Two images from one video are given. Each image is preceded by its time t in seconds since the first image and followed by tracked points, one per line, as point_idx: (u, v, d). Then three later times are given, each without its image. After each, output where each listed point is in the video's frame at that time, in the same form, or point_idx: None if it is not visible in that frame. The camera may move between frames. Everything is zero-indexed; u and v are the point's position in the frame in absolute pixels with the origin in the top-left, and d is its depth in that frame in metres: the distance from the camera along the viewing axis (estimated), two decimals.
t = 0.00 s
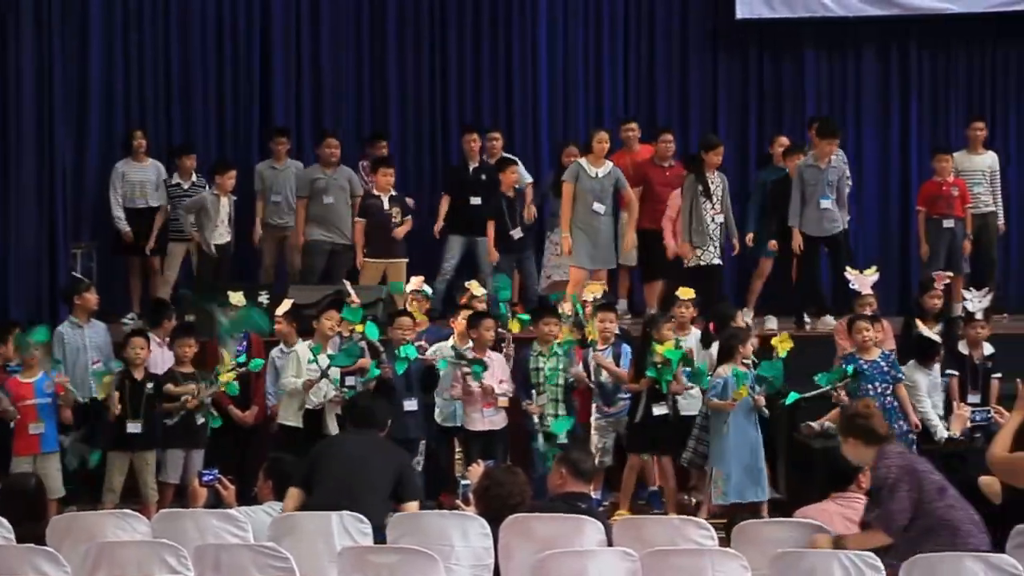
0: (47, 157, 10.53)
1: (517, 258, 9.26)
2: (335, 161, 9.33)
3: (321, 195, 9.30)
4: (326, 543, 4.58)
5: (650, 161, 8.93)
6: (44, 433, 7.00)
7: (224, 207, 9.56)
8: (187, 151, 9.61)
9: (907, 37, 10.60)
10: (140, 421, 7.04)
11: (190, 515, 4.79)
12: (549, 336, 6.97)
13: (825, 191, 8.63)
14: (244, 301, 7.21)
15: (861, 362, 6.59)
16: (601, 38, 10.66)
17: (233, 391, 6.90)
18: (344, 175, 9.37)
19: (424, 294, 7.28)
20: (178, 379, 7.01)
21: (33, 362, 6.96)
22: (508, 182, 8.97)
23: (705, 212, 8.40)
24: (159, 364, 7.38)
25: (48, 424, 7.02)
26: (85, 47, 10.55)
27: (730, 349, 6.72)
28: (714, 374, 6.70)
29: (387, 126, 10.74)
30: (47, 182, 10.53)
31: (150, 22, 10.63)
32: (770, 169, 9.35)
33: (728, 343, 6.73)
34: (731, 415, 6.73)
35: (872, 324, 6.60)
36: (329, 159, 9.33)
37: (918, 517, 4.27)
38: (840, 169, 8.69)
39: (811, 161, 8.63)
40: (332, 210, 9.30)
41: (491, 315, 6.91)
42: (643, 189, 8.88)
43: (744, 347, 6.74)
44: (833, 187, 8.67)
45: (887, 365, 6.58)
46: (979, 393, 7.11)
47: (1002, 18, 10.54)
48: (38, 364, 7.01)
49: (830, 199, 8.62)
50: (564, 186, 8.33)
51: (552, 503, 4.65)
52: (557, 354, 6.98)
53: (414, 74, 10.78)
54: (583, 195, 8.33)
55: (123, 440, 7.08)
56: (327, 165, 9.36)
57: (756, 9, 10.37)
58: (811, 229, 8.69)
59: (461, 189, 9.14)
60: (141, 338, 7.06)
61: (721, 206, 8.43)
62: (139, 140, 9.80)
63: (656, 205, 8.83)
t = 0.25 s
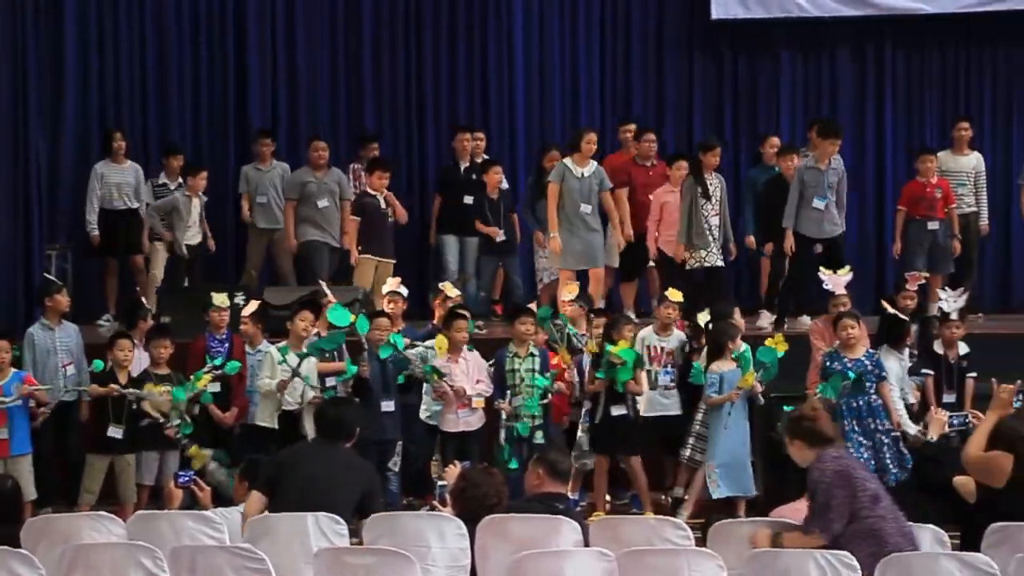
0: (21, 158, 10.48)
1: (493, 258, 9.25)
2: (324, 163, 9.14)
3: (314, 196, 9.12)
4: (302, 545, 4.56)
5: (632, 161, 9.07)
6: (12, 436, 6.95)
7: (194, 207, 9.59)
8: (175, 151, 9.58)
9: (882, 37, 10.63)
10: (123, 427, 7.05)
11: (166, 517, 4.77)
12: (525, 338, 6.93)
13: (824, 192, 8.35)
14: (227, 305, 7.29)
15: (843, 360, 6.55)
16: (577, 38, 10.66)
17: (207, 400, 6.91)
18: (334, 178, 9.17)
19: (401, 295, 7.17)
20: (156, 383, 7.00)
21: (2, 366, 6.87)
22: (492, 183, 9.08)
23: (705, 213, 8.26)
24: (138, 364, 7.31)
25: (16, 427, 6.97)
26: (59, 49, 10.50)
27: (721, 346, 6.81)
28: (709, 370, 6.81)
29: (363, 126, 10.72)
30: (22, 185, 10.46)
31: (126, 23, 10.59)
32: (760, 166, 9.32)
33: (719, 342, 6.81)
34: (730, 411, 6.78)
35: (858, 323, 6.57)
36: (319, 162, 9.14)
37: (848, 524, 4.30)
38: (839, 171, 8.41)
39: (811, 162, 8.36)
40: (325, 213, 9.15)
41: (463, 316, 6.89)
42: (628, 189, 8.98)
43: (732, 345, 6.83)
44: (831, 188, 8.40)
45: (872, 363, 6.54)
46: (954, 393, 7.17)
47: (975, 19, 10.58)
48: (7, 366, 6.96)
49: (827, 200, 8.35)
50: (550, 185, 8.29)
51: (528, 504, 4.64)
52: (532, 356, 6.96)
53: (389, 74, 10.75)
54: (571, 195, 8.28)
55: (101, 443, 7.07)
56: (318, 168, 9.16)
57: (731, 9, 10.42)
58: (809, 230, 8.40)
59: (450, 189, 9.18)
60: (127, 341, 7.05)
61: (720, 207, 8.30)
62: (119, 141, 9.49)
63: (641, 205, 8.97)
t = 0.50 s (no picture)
0: None
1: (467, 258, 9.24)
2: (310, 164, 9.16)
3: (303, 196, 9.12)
4: (273, 545, 4.53)
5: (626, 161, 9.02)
6: None
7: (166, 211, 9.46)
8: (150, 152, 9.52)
9: (854, 37, 10.66)
10: (102, 436, 6.96)
11: (137, 518, 4.76)
12: (498, 338, 6.95)
13: (825, 190, 8.58)
14: (201, 304, 7.20)
15: (814, 360, 6.50)
16: (550, 39, 10.66)
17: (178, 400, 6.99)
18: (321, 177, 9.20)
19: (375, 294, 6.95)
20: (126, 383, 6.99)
21: None
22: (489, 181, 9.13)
23: (701, 210, 8.67)
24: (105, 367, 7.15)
25: None
26: (30, 50, 10.47)
27: (698, 347, 6.87)
28: (688, 369, 6.82)
29: (336, 127, 10.70)
30: None
31: (97, 24, 10.56)
32: (745, 163, 9.28)
33: (695, 342, 6.88)
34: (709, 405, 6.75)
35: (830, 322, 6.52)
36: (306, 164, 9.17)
37: (750, 521, 4.28)
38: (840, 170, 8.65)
39: (811, 159, 8.61)
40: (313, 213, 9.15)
41: (435, 316, 6.90)
42: (617, 190, 8.91)
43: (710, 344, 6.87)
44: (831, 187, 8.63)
45: (841, 363, 6.49)
46: (926, 391, 7.19)
47: (946, 20, 10.61)
48: None
49: (829, 198, 8.58)
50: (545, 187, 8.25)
51: (502, 503, 4.64)
52: (504, 355, 6.97)
53: (362, 75, 10.73)
54: (565, 198, 8.26)
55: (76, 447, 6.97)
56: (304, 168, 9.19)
57: (704, 9, 10.42)
58: (809, 227, 8.62)
59: (428, 188, 9.16)
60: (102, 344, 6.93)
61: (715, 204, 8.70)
62: (102, 141, 9.68)
63: (628, 203, 8.91)
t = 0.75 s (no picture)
0: None
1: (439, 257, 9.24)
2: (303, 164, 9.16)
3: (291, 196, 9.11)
4: (245, 545, 4.52)
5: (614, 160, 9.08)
6: None
7: (146, 213, 9.33)
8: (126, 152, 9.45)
9: (825, 37, 10.69)
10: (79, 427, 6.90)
11: (108, 519, 4.73)
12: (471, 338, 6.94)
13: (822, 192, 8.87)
14: (167, 304, 7.17)
15: (774, 359, 6.48)
16: (521, 39, 10.66)
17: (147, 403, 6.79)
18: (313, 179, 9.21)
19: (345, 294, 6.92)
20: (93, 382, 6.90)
21: None
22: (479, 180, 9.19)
23: (698, 212, 8.68)
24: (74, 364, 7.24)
25: None
26: None
27: (667, 345, 6.82)
28: (656, 368, 6.80)
29: (308, 126, 10.68)
30: None
31: (67, 24, 10.54)
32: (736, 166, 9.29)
33: (664, 341, 6.81)
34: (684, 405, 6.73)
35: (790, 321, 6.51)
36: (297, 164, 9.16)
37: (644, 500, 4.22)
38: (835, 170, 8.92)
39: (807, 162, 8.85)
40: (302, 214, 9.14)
41: (405, 315, 6.91)
42: (607, 188, 9.02)
43: (678, 343, 6.83)
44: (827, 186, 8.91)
45: (801, 362, 6.44)
46: (897, 390, 7.20)
47: (914, 20, 10.66)
48: None
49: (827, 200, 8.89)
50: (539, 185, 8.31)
51: (474, 503, 4.63)
52: (476, 354, 6.96)
53: (334, 75, 10.71)
54: (560, 196, 8.31)
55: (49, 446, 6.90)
56: (297, 168, 9.18)
57: (675, 8, 10.42)
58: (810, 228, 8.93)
59: (414, 187, 9.13)
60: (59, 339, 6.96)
61: (715, 205, 8.70)
62: (94, 142, 9.73)
63: (620, 203, 9.01)
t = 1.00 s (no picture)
0: None
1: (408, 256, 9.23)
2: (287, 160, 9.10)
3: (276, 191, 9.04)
4: (213, 544, 4.50)
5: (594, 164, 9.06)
6: None
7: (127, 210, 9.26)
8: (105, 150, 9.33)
9: (791, 35, 10.71)
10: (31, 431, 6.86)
11: (74, 520, 4.71)
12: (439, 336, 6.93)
13: (815, 190, 9.12)
14: (121, 303, 7.17)
15: (721, 358, 6.55)
16: (488, 36, 10.65)
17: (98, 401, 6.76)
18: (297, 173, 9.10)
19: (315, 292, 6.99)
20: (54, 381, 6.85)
21: None
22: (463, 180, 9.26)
23: (693, 208, 8.78)
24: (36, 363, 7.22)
25: None
26: None
27: (618, 349, 6.73)
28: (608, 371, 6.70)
29: (276, 124, 10.66)
30: None
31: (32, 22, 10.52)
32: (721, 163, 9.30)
33: (616, 343, 6.73)
34: (631, 408, 6.62)
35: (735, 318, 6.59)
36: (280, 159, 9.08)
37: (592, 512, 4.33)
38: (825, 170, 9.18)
39: (801, 161, 9.10)
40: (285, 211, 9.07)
41: (373, 311, 6.93)
42: (596, 191, 8.96)
43: (630, 347, 6.73)
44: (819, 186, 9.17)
45: (746, 359, 6.52)
46: (864, 387, 7.20)
47: (876, 19, 10.70)
48: None
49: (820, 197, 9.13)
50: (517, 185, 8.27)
51: (442, 501, 4.62)
52: (445, 352, 6.96)
53: (302, 72, 10.69)
54: (539, 195, 8.27)
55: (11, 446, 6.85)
56: (279, 164, 9.10)
57: (642, 7, 10.42)
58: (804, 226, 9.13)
59: (407, 186, 9.06)
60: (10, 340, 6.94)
61: (707, 201, 8.80)
62: (74, 137, 9.63)
63: (608, 204, 8.99)
